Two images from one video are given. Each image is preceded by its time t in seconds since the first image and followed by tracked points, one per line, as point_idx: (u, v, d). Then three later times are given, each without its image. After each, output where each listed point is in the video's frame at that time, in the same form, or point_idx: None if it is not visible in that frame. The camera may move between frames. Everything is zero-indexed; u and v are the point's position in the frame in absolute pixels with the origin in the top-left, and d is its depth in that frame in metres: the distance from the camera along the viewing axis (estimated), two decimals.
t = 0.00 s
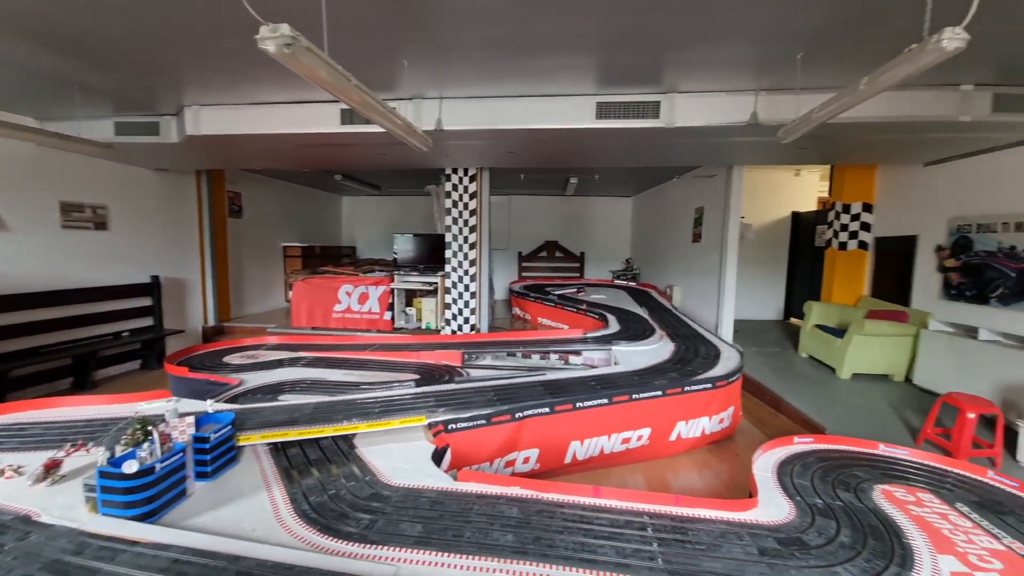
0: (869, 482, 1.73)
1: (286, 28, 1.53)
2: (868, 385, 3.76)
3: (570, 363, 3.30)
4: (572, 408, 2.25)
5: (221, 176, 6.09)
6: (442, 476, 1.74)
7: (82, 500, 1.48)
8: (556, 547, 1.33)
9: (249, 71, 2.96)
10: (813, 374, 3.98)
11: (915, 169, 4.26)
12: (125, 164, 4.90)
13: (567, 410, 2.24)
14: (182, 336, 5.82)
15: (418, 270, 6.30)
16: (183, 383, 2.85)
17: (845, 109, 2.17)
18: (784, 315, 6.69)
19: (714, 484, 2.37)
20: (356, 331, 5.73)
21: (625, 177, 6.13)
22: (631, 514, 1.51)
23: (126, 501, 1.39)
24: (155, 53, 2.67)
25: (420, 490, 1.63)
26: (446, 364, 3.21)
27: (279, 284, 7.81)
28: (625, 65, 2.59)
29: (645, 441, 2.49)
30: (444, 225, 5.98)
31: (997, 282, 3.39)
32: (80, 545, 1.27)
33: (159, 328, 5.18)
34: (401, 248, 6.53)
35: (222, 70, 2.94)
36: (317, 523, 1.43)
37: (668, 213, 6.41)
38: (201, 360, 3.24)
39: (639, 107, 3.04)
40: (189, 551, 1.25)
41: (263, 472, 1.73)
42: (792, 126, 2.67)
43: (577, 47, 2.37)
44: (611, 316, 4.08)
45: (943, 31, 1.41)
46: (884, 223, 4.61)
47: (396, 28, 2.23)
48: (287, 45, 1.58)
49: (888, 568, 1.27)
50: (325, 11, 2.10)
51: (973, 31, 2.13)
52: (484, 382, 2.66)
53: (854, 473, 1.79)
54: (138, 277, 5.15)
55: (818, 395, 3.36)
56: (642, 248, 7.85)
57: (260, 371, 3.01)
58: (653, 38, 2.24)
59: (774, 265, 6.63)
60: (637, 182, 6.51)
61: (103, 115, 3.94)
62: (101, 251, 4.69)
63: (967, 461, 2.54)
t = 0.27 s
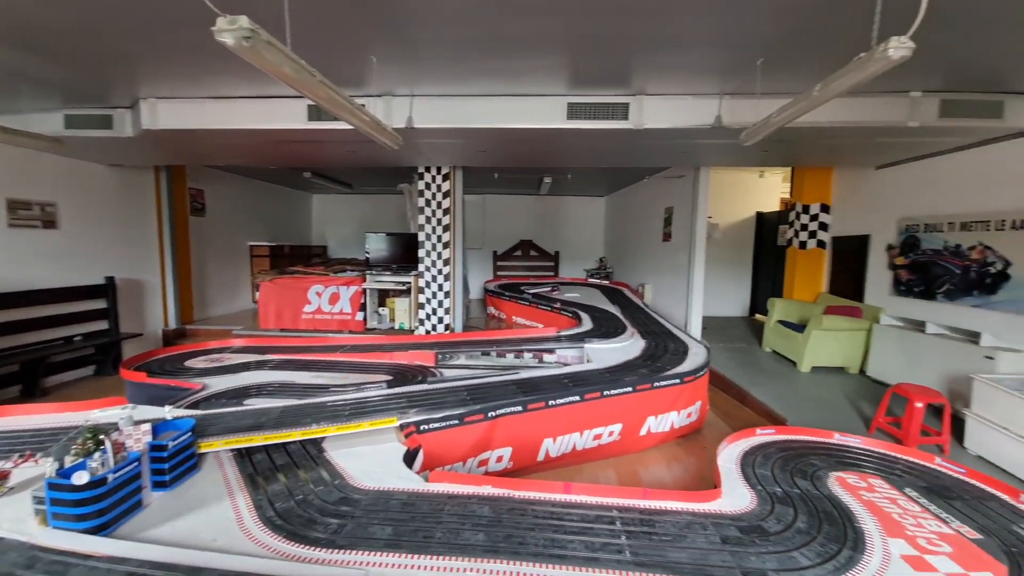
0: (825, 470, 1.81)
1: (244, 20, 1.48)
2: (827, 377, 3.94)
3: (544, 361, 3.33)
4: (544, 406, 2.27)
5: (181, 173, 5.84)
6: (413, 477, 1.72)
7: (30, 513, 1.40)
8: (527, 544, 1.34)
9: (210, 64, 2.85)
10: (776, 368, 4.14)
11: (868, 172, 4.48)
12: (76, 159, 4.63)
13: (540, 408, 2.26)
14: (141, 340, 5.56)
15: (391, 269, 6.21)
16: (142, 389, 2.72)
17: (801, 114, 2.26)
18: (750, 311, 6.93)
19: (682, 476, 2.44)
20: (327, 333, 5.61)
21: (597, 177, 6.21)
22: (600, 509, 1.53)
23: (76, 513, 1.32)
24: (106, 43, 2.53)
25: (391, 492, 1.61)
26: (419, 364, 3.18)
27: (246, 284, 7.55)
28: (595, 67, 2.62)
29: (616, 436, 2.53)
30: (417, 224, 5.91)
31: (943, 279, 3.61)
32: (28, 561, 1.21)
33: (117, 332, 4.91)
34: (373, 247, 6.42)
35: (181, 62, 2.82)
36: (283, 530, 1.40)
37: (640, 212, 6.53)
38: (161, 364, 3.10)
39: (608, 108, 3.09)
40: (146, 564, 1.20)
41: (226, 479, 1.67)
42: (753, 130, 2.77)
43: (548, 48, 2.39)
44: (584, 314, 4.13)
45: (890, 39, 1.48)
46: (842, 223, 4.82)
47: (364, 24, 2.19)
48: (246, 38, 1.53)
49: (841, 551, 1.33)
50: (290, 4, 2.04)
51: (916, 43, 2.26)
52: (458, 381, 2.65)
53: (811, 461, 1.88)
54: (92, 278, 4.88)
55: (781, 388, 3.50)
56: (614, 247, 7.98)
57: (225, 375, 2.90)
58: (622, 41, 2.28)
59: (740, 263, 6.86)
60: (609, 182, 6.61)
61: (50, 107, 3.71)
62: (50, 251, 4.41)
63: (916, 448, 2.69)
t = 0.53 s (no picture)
0: (781, 460, 1.90)
1: (196, 10, 1.42)
2: (785, 371, 4.13)
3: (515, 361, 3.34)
4: (514, 405, 2.28)
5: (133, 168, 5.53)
6: (381, 481, 1.70)
7: None
8: (495, 543, 1.34)
9: (164, 55, 2.71)
10: (738, 363, 4.30)
11: (820, 176, 4.72)
12: (13, 153, 4.31)
13: (510, 407, 2.27)
14: (90, 346, 5.23)
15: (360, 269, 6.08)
16: (89, 398, 2.56)
17: (757, 119, 2.35)
18: (714, 308, 7.18)
19: (649, 470, 2.50)
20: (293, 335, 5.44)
21: (567, 178, 6.28)
22: (568, 505, 1.55)
23: (16, 530, 1.23)
24: (47, 31, 2.37)
25: (357, 497, 1.58)
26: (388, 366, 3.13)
27: (205, 286, 7.23)
28: (562, 68, 2.65)
29: (586, 433, 2.57)
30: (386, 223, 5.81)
31: (888, 276, 3.85)
32: None
33: (63, 338, 4.57)
34: (341, 247, 6.27)
35: (132, 53, 2.67)
36: (243, 540, 1.35)
37: (609, 213, 6.65)
38: (110, 371, 2.93)
39: (576, 110, 3.13)
40: None
41: (181, 490, 1.60)
42: (713, 133, 2.87)
43: (516, 48, 2.40)
44: (555, 313, 4.16)
45: (836, 50, 1.57)
46: (797, 224, 5.06)
47: (329, 19, 2.14)
48: (198, 29, 1.47)
49: (794, 537, 1.40)
50: None
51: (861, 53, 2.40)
52: (427, 382, 2.62)
53: (769, 452, 1.96)
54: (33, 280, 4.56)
55: (742, 382, 3.64)
56: (585, 246, 8.09)
57: (182, 380, 2.77)
58: (588, 44, 2.31)
59: (704, 262, 7.09)
60: (579, 182, 6.69)
61: None
62: None
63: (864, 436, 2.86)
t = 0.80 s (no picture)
0: (739, 450, 1.98)
1: None
2: (745, 365, 4.30)
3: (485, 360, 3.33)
4: (483, 404, 2.28)
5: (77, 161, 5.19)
6: (346, 484, 1.66)
7: None
8: (461, 543, 1.34)
9: (109, 42, 2.55)
10: (701, 359, 4.45)
11: (777, 178, 4.94)
12: None
13: (479, 406, 2.26)
14: (29, 352, 4.88)
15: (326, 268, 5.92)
16: (27, 407, 2.39)
17: (716, 121, 2.43)
18: (680, 305, 7.39)
19: (616, 465, 2.54)
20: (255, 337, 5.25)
21: (537, 177, 6.31)
22: (535, 502, 1.57)
23: None
24: None
25: (320, 502, 1.54)
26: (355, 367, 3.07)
27: (160, 286, 6.86)
28: (530, 68, 2.66)
29: (555, 430, 2.60)
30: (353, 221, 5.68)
31: (838, 274, 4.07)
32: None
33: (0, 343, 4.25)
34: (306, 245, 6.09)
35: (73, 39, 2.50)
36: (197, 551, 1.29)
37: (578, 212, 6.73)
38: (51, 378, 2.74)
39: (544, 109, 3.15)
40: None
41: (130, 501, 1.51)
42: (676, 135, 2.95)
43: (483, 46, 2.39)
44: (525, 312, 4.18)
45: (785, 58, 1.64)
46: (756, 224, 5.27)
47: (289, 10, 2.07)
48: (142, 14, 1.39)
49: (750, 523, 1.46)
50: None
51: (811, 61, 2.52)
52: (395, 383, 2.58)
53: (728, 443, 2.04)
54: None
55: (705, 377, 3.77)
56: (555, 245, 8.17)
57: (132, 386, 2.62)
58: (554, 44, 2.33)
59: (670, 261, 7.29)
60: (549, 182, 6.74)
61: None
62: None
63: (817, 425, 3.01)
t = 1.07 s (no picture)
0: (700, 443, 2.04)
1: None
2: (708, 361, 4.45)
3: (455, 359, 3.31)
4: (451, 404, 2.26)
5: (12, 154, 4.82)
6: (306, 490, 1.61)
7: None
8: (426, 545, 1.32)
9: (46, 27, 2.38)
10: (667, 355, 4.57)
11: (736, 180, 5.13)
12: None
13: (446, 407, 2.24)
14: None
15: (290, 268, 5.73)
16: None
17: (676, 124, 2.50)
18: (646, 303, 7.57)
19: (584, 461, 2.57)
20: (213, 340, 5.02)
21: (507, 176, 6.32)
22: (501, 501, 1.57)
23: None
24: None
25: (279, 509, 1.49)
26: (319, 369, 2.98)
27: (108, 288, 6.46)
28: (496, 66, 2.66)
29: (523, 429, 2.61)
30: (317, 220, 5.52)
31: (792, 273, 4.27)
32: None
33: None
34: (268, 244, 5.87)
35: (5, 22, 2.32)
36: (144, 566, 1.23)
37: (548, 212, 6.78)
38: None
39: (510, 108, 3.16)
40: None
41: (70, 516, 1.41)
42: (639, 137, 3.01)
43: (448, 44, 2.37)
44: (496, 311, 4.18)
45: (739, 64, 1.71)
46: (717, 224, 5.46)
47: None
48: None
49: (709, 513, 1.51)
50: None
51: (764, 67, 2.64)
52: (361, 385, 2.52)
53: (690, 436, 2.10)
54: None
55: (670, 373, 3.87)
56: (526, 245, 8.21)
57: (75, 394, 2.45)
58: (520, 43, 2.34)
59: (637, 260, 7.46)
60: (518, 181, 6.76)
61: None
62: None
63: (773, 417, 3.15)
